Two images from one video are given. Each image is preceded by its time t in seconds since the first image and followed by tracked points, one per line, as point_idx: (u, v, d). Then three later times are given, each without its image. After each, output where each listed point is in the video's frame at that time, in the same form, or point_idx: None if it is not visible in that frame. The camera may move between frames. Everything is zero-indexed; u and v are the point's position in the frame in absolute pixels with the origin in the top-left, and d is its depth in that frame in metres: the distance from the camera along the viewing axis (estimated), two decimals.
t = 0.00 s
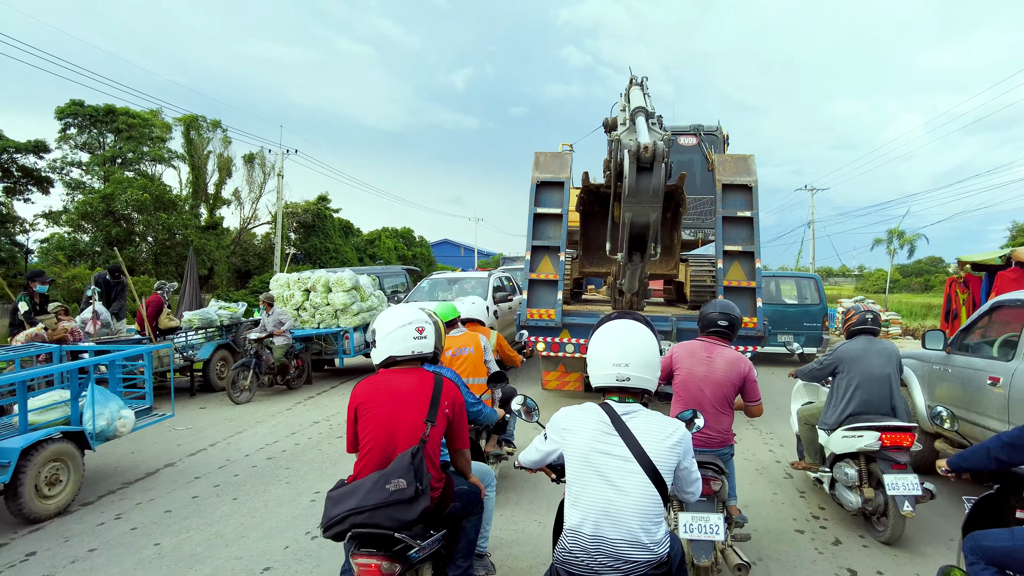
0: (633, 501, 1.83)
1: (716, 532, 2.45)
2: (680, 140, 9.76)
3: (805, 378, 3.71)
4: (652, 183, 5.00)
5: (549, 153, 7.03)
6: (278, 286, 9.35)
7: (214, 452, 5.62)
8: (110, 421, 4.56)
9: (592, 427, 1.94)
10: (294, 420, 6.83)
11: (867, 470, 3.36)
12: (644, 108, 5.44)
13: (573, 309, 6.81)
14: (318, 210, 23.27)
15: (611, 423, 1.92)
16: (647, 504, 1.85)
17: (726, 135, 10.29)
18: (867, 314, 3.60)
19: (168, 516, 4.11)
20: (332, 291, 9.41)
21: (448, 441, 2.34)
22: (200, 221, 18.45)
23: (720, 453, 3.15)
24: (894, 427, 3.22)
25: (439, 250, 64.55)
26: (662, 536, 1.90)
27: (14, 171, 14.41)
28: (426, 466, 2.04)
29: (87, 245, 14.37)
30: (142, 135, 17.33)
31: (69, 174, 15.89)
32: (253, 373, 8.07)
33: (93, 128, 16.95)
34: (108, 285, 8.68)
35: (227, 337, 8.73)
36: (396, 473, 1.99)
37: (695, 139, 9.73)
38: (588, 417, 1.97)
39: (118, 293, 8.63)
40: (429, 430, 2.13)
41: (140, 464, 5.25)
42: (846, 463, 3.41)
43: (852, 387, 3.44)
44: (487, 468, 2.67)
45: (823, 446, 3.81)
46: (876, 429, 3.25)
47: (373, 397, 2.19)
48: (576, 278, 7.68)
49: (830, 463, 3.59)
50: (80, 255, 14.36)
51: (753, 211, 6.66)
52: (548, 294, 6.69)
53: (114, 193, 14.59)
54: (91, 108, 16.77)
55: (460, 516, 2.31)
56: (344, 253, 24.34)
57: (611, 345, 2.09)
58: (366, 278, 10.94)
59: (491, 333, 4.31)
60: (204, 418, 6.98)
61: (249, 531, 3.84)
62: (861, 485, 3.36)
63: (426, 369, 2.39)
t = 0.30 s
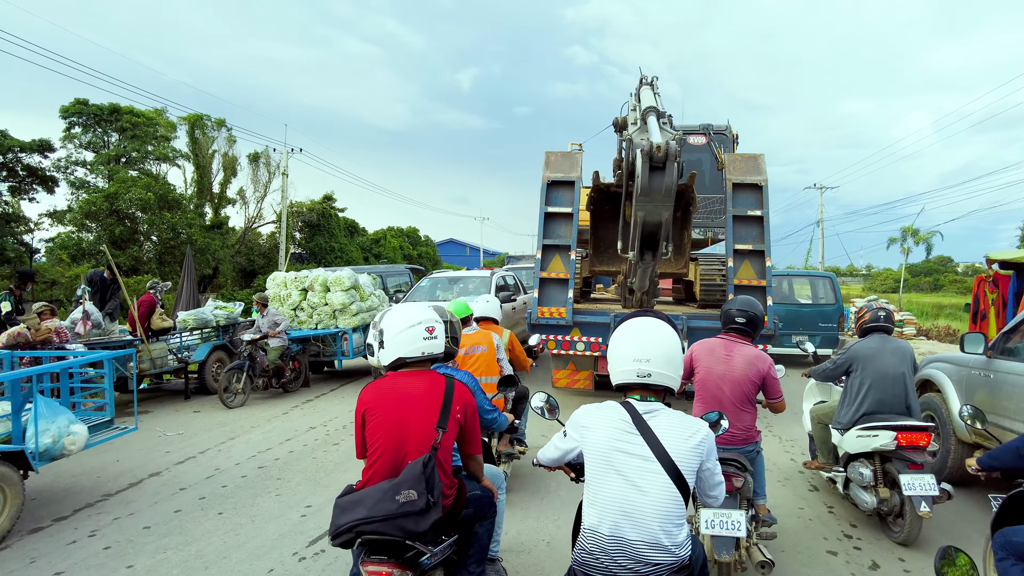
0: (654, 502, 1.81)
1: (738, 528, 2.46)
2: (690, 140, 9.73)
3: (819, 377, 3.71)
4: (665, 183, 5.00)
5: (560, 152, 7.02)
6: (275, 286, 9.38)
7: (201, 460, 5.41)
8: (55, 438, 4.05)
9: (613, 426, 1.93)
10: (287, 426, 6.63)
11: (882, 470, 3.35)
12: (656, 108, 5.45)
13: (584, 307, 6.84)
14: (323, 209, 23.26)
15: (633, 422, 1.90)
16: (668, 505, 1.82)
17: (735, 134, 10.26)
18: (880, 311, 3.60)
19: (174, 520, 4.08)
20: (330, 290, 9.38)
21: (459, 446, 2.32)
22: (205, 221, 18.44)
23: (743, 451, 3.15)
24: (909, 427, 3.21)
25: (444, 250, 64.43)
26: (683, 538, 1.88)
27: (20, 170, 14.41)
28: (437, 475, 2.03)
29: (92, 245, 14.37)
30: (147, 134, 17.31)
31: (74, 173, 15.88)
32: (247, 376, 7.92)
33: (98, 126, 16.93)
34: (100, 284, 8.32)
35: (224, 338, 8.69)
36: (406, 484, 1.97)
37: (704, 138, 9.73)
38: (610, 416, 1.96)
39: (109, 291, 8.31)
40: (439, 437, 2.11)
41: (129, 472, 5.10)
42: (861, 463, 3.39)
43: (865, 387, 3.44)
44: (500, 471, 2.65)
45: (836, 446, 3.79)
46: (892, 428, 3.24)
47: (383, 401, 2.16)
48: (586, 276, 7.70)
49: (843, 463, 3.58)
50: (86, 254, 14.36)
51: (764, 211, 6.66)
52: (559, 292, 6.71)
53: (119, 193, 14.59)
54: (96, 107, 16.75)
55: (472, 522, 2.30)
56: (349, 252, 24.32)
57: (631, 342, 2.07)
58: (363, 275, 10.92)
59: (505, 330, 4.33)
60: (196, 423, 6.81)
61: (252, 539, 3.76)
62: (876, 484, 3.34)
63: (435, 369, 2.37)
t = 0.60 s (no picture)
0: (687, 505, 1.85)
1: (769, 528, 2.49)
2: (702, 140, 9.72)
3: (838, 379, 3.69)
4: (680, 185, 4.99)
5: (574, 154, 7.00)
6: (278, 285, 9.36)
7: (195, 470, 5.27)
8: None
9: (648, 427, 1.95)
10: (286, 433, 6.49)
11: (903, 471, 3.35)
12: (670, 110, 5.47)
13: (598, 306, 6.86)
14: (332, 208, 23.27)
15: (669, 424, 1.92)
16: (701, 508, 1.86)
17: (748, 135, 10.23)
18: (896, 311, 3.56)
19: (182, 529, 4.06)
20: (334, 290, 9.38)
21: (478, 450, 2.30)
22: (214, 220, 18.49)
23: (777, 452, 3.13)
24: (933, 429, 3.19)
25: (456, 250, 64.61)
26: (715, 541, 1.91)
27: (30, 170, 14.48)
28: (456, 482, 2.02)
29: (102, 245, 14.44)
30: (156, 133, 17.32)
31: (83, 172, 15.93)
32: (245, 379, 7.90)
33: (107, 126, 16.97)
34: (99, 282, 8.07)
35: (225, 339, 8.58)
36: (425, 490, 1.96)
37: (717, 138, 9.71)
38: (645, 417, 1.99)
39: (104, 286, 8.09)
40: (458, 442, 2.10)
41: (119, 483, 4.99)
42: (881, 464, 3.38)
43: (885, 388, 3.43)
44: (519, 474, 2.65)
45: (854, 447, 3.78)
46: (914, 430, 3.22)
47: (400, 405, 2.16)
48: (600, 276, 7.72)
49: (863, 464, 3.57)
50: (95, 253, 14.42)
51: (776, 211, 6.64)
52: (573, 292, 6.73)
53: (127, 192, 14.66)
54: (105, 107, 16.79)
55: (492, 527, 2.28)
56: (358, 252, 24.34)
57: (669, 342, 2.07)
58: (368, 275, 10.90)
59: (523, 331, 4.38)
60: (193, 430, 6.69)
61: (253, 550, 3.70)
62: (896, 486, 3.33)
63: (452, 372, 2.36)
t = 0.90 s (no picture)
0: (721, 504, 1.87)
1: (808, 531, 2.58)
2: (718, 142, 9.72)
3: (858, 381, 3.67)
4: (697, 188, 5.04)
5: (591, 157, 6.99)
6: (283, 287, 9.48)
7: (189, 481, 5.04)
8: None
9: (682, 427, 1.98)
10: (287, 441, 6.28)
11: (927, 475, 3.32)
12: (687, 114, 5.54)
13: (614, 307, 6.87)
14: (343, 209, 23.31)
15: (703, 424, 1.95)
16: (734, 507, 1.88)
17: (764, 138, 10.20)
18: (918, 314, 3.56)
19: (183, 536, 3.98)
20: (341, 291, 9.38)
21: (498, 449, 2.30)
22: (226, 221, 18.60)
23: (814, 456, 3.14)
24: (957, 433, 3.15)
25: (466, 250, 64.70)
26: (747, 540, 1.93)
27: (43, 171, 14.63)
28: (477, 478, 2.01)
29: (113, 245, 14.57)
30: (168, 134, 17.39)
31: (96, 173, 16.04)
32: (249, 383, 7.68)
33: (120, 127, 17.08)
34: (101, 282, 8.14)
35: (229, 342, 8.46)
36: (446, 488, 1.96)
37: (733, 141, 9.71)
38: (679, 417, 2.02)
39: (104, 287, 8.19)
40: (479, 439, 2.09)
41: (112, 494, 4.76)
42: (904, 468, 3.37)
43: (909, 390, 3.41)
44: (539, 477, 2.64)
45: (876, 451, 3.75)
46: (939, 433, 3.19)
47: (419, 403, 2.15)
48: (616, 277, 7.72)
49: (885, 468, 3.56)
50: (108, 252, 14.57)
51: (793, 213, 6.61)
52: (591, 292, 6.75)
53: (139, 193, 15.02)
54: (118, 108, 16.89)
55: (513, 529, 2.28)
56: (369, 253, 24.38)
57: (702, 343, 2.12)
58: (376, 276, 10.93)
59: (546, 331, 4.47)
60: (193, 436, 6.50)
61: (250, 567, 3.54)
62: (919, 490, 3.32)
63: (471, 371, 2.35)
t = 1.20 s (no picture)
0: (754, 494, 1.90)
1: (851, 527, 2.70)
2: (738, 143, 9.69)
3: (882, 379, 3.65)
4: (718, 190, 5.02)
5: (611, 158, 6.97)
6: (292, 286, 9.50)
7: (187, 492, 4.92)
8: None
9: (712, 420, 2.00)
10: (293, 447, 6.19)
11: (954, 476, 3.31)
12: (708, 116, 5.54)
13: (635, 306, 6.88)
14: (359, 209, 23.40)
15: (733, 417, 1.96)
16: (767, 495, 1.90)
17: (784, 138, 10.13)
18: (944, 314, 3.50)
19: (187, 546, 3.92)
20: (351, 292, 9.40)
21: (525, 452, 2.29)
22: (242, 221, 18.77)
23: (851, 454, 3.18)
24: (983, 434, 3.14)
25: (479, 250, 64.84)
26: (779, 527, 1.97)
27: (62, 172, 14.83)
28: (506, 484, 2.01)
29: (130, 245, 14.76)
30: (184, 135, 17.49)
31: (114, 173, 16.19)
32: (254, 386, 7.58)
33: (136, 128, 17.22)
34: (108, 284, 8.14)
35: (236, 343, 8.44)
36: (474, 496, 1.95)
37: (752, 142, 9.67)
38: (708, 410, 2.03)
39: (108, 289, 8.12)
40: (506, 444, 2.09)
41: (105, 504, 4.64)
42: (930, 469, 3.37)
43: (933, 390, 3.39)
44: (565, 481, 2.62)
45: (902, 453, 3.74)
46: (965, 434, 3.17)
47: (442, 409, 2.15)
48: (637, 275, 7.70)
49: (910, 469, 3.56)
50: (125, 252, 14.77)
51: (812, 213, 6.58)
52: (612, 291, 6.77)
53: (155, 193, 15.30)
54: (135, 109, 17.03)
55: (541, 534, 2.30)
56: (384, 253, 24.47)
57: (730, 339, 2.13)
58: (387, 275, 10.97)
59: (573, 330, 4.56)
60: (195, 441, 6.44)
61: None
62: (946, 492, 3.32)
63: (493, 372, 2.34)
